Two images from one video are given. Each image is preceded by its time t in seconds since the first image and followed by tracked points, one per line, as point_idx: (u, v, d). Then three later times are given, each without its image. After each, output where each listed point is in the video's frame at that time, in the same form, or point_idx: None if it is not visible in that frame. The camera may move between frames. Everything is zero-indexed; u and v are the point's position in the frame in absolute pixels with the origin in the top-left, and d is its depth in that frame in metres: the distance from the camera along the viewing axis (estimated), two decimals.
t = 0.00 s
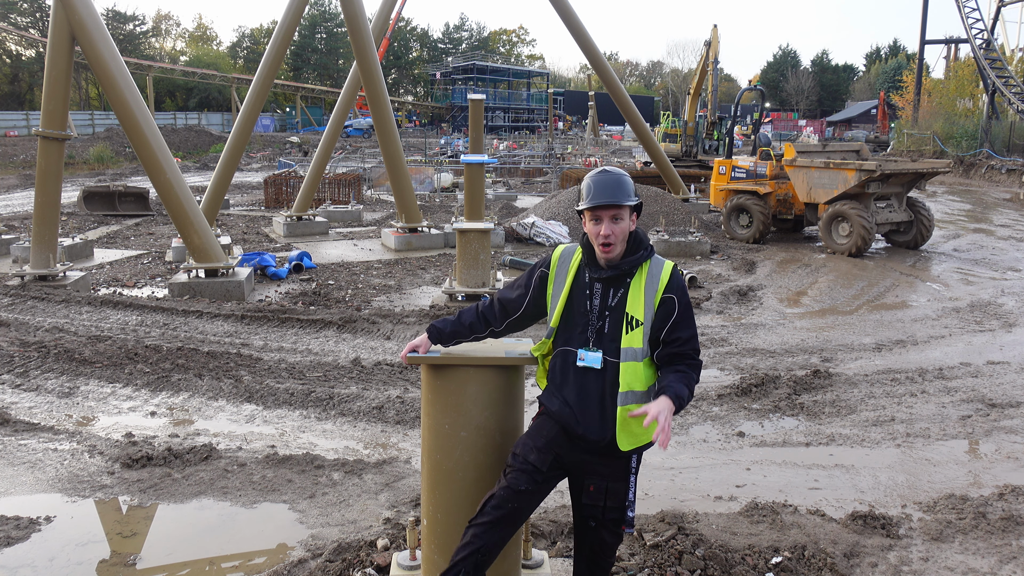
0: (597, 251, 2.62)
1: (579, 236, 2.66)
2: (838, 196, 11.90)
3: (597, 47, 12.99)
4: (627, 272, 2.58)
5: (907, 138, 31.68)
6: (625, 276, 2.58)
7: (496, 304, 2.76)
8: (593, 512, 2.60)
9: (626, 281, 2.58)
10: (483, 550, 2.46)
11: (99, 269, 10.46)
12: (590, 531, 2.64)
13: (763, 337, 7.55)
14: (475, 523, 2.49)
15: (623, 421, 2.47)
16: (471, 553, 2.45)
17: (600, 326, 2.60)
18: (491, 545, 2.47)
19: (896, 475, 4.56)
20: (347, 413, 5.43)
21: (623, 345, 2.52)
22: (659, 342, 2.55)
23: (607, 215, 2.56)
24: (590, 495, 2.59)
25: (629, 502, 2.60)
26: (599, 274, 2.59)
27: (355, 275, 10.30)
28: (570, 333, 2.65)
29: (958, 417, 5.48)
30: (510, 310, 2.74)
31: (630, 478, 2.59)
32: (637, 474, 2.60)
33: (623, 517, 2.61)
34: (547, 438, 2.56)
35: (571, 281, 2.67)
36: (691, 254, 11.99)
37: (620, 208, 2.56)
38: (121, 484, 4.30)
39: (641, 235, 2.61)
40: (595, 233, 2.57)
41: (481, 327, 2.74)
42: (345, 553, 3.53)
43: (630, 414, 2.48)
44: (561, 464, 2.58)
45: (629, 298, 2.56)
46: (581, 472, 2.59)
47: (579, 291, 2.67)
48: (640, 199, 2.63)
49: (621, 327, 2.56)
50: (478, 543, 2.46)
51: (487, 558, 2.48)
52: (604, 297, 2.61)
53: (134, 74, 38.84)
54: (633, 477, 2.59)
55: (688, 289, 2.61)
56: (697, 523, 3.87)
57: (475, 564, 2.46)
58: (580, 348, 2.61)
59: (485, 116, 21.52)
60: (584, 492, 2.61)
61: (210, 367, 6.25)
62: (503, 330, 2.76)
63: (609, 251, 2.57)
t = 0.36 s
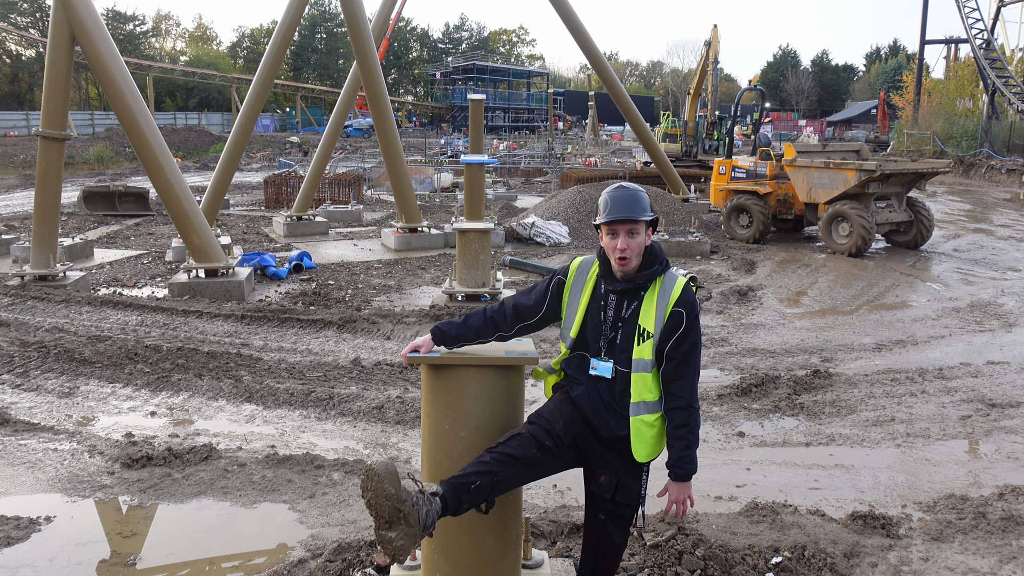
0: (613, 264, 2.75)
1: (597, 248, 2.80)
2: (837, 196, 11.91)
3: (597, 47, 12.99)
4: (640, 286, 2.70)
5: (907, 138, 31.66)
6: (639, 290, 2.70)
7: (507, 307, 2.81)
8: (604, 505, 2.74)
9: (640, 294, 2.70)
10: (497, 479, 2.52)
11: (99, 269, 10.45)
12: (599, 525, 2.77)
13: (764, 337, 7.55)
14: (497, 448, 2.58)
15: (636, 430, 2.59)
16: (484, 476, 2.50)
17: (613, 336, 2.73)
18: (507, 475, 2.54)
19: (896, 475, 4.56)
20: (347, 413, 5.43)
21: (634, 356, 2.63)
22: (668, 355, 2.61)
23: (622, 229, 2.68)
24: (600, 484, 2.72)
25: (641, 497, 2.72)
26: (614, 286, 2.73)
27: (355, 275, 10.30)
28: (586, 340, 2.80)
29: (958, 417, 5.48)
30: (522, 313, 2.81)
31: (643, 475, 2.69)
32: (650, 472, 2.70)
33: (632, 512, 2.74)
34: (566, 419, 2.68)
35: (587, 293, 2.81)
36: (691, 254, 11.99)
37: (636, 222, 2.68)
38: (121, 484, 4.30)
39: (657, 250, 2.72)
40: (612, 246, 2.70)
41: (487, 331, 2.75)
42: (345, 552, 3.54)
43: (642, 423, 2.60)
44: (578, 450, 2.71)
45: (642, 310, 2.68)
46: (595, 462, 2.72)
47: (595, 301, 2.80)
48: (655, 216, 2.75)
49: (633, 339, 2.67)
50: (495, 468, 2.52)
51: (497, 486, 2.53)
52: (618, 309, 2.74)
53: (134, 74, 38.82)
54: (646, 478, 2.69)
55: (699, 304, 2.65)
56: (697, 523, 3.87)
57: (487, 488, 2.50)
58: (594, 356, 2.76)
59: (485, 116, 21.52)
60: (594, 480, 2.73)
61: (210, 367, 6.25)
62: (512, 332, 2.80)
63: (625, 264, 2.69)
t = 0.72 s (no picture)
0: (618, 262, 2.75)
1: (602, 247, 2.80)
2: (837, 196, 11.91)
3: (597, 47, 12.99)
4: (647, 282, 2.71)
5: (907, 138, 31.66)
6: (646, 287, 2.72)
7: (509, 307, 2.80)
8: (613, 502, 2.76)
9: (647, 291, 2.72)
10: (525, 475, 2.50)
11: (98, 269, 10.45)
12: (608, 522, 2.79)
13: (764, 337, 7.55)
14: (522, 446, 2.55)
15: (647, 425, 2.60)
16: (514, 473, 2.47)
17: (621, 333, 2.74)
18: (533, 472, 2.51)
19: (896, 475, 4.56)
20: (347, 413, 5.42)
21: (644, 352, 2.65)
22: (678, 351, 2.64)
23: (629, 226, 2.69)
24: (609, 482, 2.74)
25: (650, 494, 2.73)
26: (620, 283, 2.74)
27: (355, 275, 10.30)
28: (593, 339, 2.80)
29: (958, 417, 5.48)
30: (526, 313, 2.81)
31: (652, 472, 2.72)
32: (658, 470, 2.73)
33: (641, 508, 2.77)
34: (579, 415, 2.69)
35: (592, 293, 2.82)
36: (691, 254, 11.99)
37: (642, 220, 2.69)
38: (121, 484, 4.30)
39: (661, 248, 2.74)
40: (618, 243, 2.71)
41: (488, 331, 2.74)
42: (345, 553, 3.54)
43: (653, 418, 2.61)
44: (590, 448, 2.72)
45: (649, 307, 2.70)
46: (605, 460, 2.73)
47: (601, 300, 2.81)
48: (660, 214, 2.77)
49: (641, 335, 2.69)
50: (525, 465, 2.50)
51: (527, 483, 2.51)
52: (625, 306, 2.75)
53: (134, 73, 38.83)
54: (655, 474, 2.71)
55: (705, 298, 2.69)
56: (697, 523, 3.87)
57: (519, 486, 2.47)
58: (602, 354, 2.77)
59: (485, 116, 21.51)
60: (604, 478, 2.75)
61: (210, 367, 6.25)
62: (515, 332, 2.78)
63: (631, 261, 2.70)
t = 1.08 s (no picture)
0: (617, 260, 2.76)
1: (601, 245, 2.81)
2: (838, 196, 11.91)
3: (598, 47, 12.98)
4: (646, 279, 2.73)
5: (907, 138, 31.67)
6: (645, 284, 2.73)
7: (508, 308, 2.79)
8: (617, 502, 2.77)
9: (647, 288, 2.73)
10: (562, 471, 2.51)
11: (98, 269, 10.45)
12: (612, 523, 2.79)
13: (764, 337, 7.55)
14: (553, 443, 2.55)
15: (649, 423, 2.61)
16: (553, 469, 2.47)
17: (621, 330, 2.74)
18: (569, 468, 2.53)
19: (896, 475, 4.56)
20: (347, 413, 5.43)
21: (645, 349, 2.66)
22: (677, 348, 2.65)
23: (628, 223, 2.71)
24: (614, 482, 2.75)
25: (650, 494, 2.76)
26: (619, 280, 2.75)
27: (355, 275, 10.30)
28: (592, 338, 2.80)
29: (958, 417, 5.48)
30: (526, 314, 2.80)
31: (653, 472, 2.76)
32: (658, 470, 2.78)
33: (643, 509, 2.79)
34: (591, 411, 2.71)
35: (592, 292, 2.82)
36: (691, 254, 11.99)
37: (641, 217, 2.71)
38: (121, 484, 4.30)
39: (660, 246, 2.76)
40: (617, 241, 2.72)
41: (487, 331, 2.71)
42: (345, 553, 3.54)
43: (654, 416, 2.62)
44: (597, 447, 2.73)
45: (649, 304, 2.70)
46: (609, 460, 2.76)
47: (601, 297, 2.81)
48: (659, 212, 2.79)
49: (642, 332, 2.69)
50: (562, 461, 2.51)
51: (567, 480, 2.52)
52: (624, 303, 2.75)
53: (134, 73, 38.82)
54: (655, 473, 2.76)
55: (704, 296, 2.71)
56: (697, 523, 3.86)
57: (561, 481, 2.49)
58: (602, 351, 2.76)
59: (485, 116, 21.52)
60: (608, 478, 2.76)
61: (210, 367, 6.25)
62: (514, 334, 2.76)
63: (630, 258, 2.71)
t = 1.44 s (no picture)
0: (617, 259, 2.76)
1: (601, 245, 2.81)
2: (838, 196, 11.91)
3: (598, 47, 12.98)
4: (646, 280, 2.72)
5: (907, 138, 31.67)
6: (645, 284, 2.72)
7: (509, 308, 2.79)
8: (619, 498, 2.76)
9: (646, 288, 2.72)
10: (563, 472, 2.48)
11: (98, 269, 10.45)
12: (613, 519, 2.79)
13: (764, 336, 7.55)
14: (555, 443, 2.52)
15: (650, 422, 2.62)
16: (553, 471, 2.44)
17: (621, 331, 2.74)
18: (569, 468, 2.51)
19: (896, 475, 4.56)
20: (347, 413, 5.43)
21: (645, 350, 2.66)
22: (676, 348, 2.66)
23: (628, 223, 2.71)
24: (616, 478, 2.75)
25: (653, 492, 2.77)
26: (619, 281, 2.75)
27: (355, 275, 10.30)
28: (593, 338, 2.80)
29: (958, 416, 5.48)
30: (527, 313, 2.80)
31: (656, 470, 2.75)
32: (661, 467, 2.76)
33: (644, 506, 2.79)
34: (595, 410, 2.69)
35: (593, 292, 2.81)
36: (691, 254, 11.99)
37: (641, 217, 2.71)
38: (121, 484, 4.30)
39: (660, 246, 2.76)
40: (617, 240, 2.72)
41: (488, 331, 2.71)
42: (345, 552, 3.54)
43: (655, 416, 2.63)
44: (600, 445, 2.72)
45: (648, 305, 2.70)
46: (611, 458, 2.75)
47: (600, 298, 2.81)
48: (659, 212, 2.79)
49: (642, 332, 2.69)
50: (564, 462, 2.49)
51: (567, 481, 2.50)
52: (624, 304, 2.75)
53: (134, 73, 38.82)
54: (657, 471, 2.75)
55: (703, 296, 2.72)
56: (697, 523, 3.87)
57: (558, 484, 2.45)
58: (603, 351, 2.77)
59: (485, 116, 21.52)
60: (610, 474, 2.76)
61: (210, 367, 6.25)
62: (514, 333, 2.76)
63: (631, 258, 2.71)
